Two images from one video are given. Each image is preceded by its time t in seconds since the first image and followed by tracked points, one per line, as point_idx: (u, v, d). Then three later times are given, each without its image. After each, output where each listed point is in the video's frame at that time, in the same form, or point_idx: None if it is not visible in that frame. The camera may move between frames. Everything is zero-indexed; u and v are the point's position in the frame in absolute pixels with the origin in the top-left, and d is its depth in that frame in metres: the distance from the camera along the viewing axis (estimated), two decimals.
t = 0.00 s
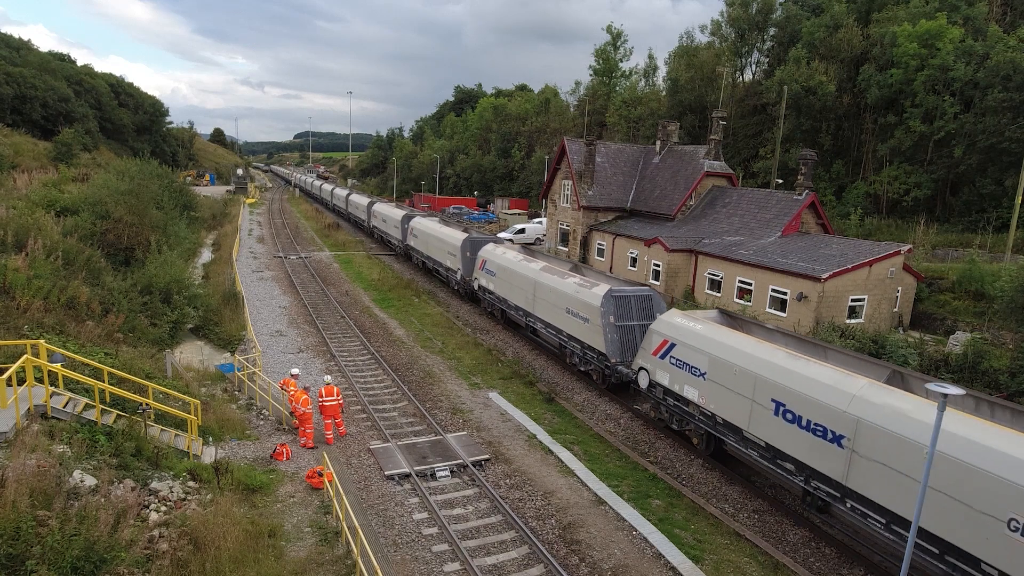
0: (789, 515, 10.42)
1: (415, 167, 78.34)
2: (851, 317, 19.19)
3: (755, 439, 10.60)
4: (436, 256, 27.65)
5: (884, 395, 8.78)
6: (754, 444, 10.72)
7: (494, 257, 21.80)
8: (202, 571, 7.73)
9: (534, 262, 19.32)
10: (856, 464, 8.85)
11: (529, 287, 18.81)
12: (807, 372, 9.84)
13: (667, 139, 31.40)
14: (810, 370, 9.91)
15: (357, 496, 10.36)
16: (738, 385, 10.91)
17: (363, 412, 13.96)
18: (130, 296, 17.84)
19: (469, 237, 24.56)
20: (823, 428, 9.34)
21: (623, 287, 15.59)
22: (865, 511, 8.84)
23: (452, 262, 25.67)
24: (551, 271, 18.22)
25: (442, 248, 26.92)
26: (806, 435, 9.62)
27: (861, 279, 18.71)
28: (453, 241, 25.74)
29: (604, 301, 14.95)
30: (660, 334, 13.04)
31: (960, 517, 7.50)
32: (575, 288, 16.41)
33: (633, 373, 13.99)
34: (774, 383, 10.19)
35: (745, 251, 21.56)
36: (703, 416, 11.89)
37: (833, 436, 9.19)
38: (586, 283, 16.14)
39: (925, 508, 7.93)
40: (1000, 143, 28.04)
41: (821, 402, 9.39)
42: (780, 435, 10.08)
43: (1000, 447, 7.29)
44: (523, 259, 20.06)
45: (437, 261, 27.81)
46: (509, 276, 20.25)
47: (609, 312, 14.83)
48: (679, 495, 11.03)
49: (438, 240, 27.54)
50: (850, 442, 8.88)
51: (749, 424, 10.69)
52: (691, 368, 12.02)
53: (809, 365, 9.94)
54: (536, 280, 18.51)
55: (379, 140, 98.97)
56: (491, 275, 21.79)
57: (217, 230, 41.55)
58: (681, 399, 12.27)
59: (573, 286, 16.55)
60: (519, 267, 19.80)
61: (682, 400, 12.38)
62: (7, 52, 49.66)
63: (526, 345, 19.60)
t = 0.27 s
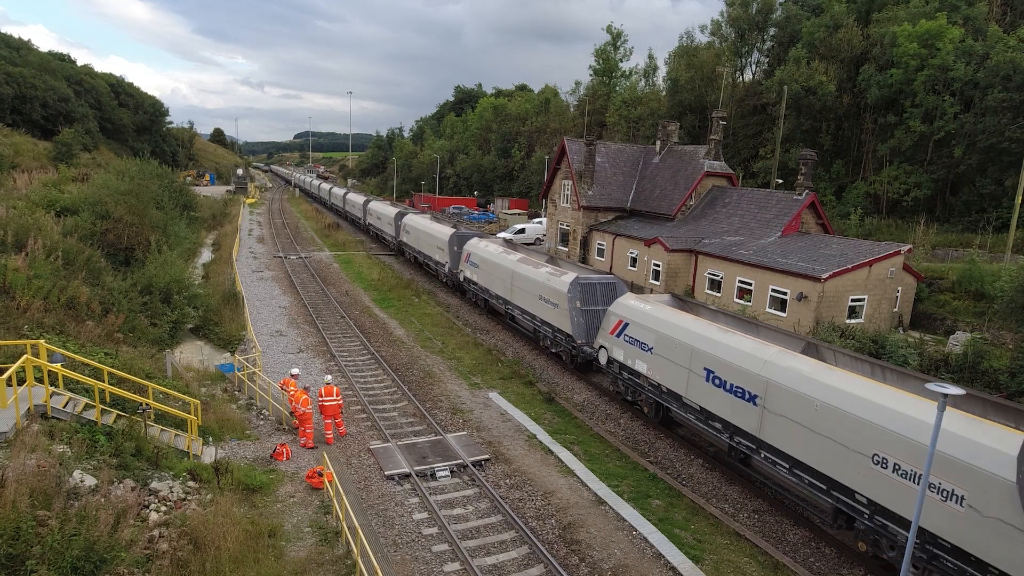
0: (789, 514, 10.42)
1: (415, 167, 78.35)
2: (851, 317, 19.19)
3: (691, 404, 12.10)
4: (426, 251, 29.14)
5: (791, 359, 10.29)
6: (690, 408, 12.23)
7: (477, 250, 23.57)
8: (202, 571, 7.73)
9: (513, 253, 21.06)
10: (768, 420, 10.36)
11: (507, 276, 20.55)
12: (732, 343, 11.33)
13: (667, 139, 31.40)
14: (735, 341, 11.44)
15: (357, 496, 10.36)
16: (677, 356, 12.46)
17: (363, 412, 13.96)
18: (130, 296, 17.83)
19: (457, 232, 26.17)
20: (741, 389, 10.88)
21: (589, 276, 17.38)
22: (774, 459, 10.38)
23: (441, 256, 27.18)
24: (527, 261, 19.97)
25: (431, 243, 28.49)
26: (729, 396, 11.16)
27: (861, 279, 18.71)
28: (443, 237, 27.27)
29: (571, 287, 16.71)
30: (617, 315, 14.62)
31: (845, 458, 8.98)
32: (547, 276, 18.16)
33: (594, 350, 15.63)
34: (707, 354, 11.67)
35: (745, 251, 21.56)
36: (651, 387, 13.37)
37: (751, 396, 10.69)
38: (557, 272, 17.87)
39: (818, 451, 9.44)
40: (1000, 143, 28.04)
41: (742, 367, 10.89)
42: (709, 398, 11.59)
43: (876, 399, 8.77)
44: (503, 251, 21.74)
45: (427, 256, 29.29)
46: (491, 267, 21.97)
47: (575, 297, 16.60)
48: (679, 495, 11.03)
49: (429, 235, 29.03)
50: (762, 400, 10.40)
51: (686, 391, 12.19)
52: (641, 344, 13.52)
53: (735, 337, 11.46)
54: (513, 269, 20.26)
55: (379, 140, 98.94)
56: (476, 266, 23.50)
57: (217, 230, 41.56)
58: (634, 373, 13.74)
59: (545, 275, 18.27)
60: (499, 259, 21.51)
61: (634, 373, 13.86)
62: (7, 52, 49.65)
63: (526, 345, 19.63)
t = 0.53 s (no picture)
0: (788, 514, 10.42)
1: (415, 167, 78.38)
2: (851, 317, 19.19)
3: (641, 375, 13.42)
4: (418, 246, 30.47)
5: (720, 332, 11.57)
6: (641, 380, 13.56)
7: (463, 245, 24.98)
8: (202, 570, 7.73)
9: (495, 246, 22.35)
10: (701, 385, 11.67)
11: (489, 268, 21.84)
12: (675, 321, 12.62)
13: (667, 139, 31.40)
14: (677, 318, 12.71)
15: (357, 496, 10.36)
16: (629, 333, 13.78)
17: (363, 412, 13.96)
18: (130, 296, 17.84)
19: (446, 227, 27.56)
20: (678, 359, 12.21)
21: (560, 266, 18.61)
22: (706, 420, 11.72)
23: (432, 251, 28.50)
24: (507, 253, 21.25)
25: (421, 238, 29.87)
26: (670, 366, 12.48)
27: (861, 279, 18.71)
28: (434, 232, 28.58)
29: (543, 276, 17.93)
30: (581, 298, 15.95)
31: (760, 415, 10.28)
32: (524, 267, 19.42)
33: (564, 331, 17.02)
34: (654, 331, 12.98)
35: (745, 251, 21.56)
36: (610, 362, 14.70)
37: (687, 365, 12.00)
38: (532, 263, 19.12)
39: (738, 410, 10.75)
40: (1000, 143, 28.05)
41: (681, 341, 12.19)
42: (655, 369, 12.93)
43: (785, 364, 10.01)
44: (487, 245, 23.05)
45: (419, 250, 30.55)
46: (476, 260, 23.30)
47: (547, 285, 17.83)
48: (679, 495, 11.03)
49: (421, 231, 30.34)
50: (695, 369, 11.71)
51: (636, 364, 13.52)
52: (602, 323, 14.84)
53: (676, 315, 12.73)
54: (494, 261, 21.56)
55: (379, 140, 98.92)
56: (463, 260, 24.81)
57: (217, 230, 41.55)
58: (596, 351, 15.07)
59: (522, 265, 19.53)
60: (482, 252, 22.91)
61: (596, 350, 15.19)
62: (7, 52, 49.66)
63: (526, 345, 19.63)
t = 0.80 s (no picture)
0: (789, 514, 10.43)
1: (415, 167, 78.38)
2: (851, 317, 19.19)
3: (601, 352, 15.03)
4: (408, 241, 31.83)
5: (666, 312, 13.19)
6: (600, 357, 15.19)
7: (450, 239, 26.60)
8: (202, 571, 7.73)
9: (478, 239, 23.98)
10: (649, 358, 13.29)
11: (472, 260, 23.43)
12: (629, 303, 14.24)
13: (667, 139, 31.40)
14: (631, 301, 14.35)
15: (357, 496, 10.36)
16: (591, 315, 15.45)
17: (363, 412, 13.96)
18: (130, 296, 17.84)
19: (435, 223, 29.04)
20: (630, 337, 13.85)
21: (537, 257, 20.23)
22: (652, 389, 13.36)
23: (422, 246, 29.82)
24: (490, 246, 22.84)
25: (411, 233, 31.34)
26: (623, 342, 14.12)
27: (861, 279, 18.70)
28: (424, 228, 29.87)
29: (520, 266, 19.54)
30: (552, 285, 17.59)
31: (694, 381, 11.91)
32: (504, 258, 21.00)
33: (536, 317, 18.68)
34: (612, 313, 14.58)
35: (745, 251, 21.56)
36: (576, 342, 16.37)
37: (638, 342, 13.62)
38: (512, 254, 20.68)
39: (676, 378, 12.37)
40: (1000, 143, 28.04)
41: (633, 320, 13.82)
42: (611, 347, 14.58)
43: (716, 336, 11.62)
44: (471, 238, 24.54)
45: (410, 246, 31.81)
46: (461, 253, 24.88)
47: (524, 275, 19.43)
48: (679, 495, 11.03)
49: (413, 227, 31.63)
50: (644, 344, 13.31)
51: (597, 343, 15.18)
52: (569, 307, 16.47)
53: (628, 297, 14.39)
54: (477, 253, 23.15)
55: (379, 140, 98.88)
56: (449, 253, 26.35)
57: (217, 230, 41.55)
58: (564, 333, 16.71)
59: (502, 257, 21.13)
60: (467, 245, 24.53)
61: (564, 332, 16.83)
62: (7, 52, 49.66)
63: (526, 345, 19.64)
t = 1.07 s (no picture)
0: (789, 515, 10.43)
1: (415, 167, 78.42)
2: (851, 317, 19.18)
3: (568, 334, 16.57)
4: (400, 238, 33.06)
5: (623, 295, 14.72)
6: (568, 339, 16.74)
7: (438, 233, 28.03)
8: (202, 570, 7.73)
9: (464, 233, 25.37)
10: (608, 337, 14.83)
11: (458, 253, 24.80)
12: (592, 288, 15.80)
13: (667, 139, 31.39)
14: (594, 287, 15.89)
15: (357, 496, 10.36)
16: (560, 301, 16.99)
17: (363, 412, 13.96)
18: (130, 296, 17.83)
19: (425, 219, 30.39)
20: (591, 318, 15.42)
21: (516, 250, 21.58)
22: (610, 365, 14.92)
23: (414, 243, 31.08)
24: (474, 240, 24.24)
25: (403, 229, 32.73)
26: (587, 324, 15.69)
27: (861, 279, 18.70)
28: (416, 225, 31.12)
29: (501, 258, 20.92)
30: (528, 275, 19.13)
31: (643, 356, 13.42)
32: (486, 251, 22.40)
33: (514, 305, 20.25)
34: (577, 298, 16.15)
35: (745, 251, 21.56)
36: (548, 326, 17.93)
37: (598, 323, 15.18)
38: (493, 247, 22.06)
39: (629, 354, 13.92)
40: (1000, 143, 28.04)
41: (595, 304, 15.38)
42: (577, 328, 16.14)
43: (661, 315, 13.16)
44: (457, 233, 25.93)
45: (402, 242, 33.15)
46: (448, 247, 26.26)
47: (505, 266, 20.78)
48: (679, 495, 11.03)
49: (405, 224, 32.87)
50: (603, 325, 14.88)
51: (565, 326, 16.75)
52: (542, 295, 18.04)
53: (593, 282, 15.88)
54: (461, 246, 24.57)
55: (379, 140, 98.85)
56: (438, 247, 27.78)
57: (217, 230, 41.55)
58: (538, 319, 18.28)
59: (485, 250, 22.54)
60: (453, 238, 25.94)
61: (538, 318, 18.39)
62: (7, 52, 49.66)
63: (526, 345, 19.65)
